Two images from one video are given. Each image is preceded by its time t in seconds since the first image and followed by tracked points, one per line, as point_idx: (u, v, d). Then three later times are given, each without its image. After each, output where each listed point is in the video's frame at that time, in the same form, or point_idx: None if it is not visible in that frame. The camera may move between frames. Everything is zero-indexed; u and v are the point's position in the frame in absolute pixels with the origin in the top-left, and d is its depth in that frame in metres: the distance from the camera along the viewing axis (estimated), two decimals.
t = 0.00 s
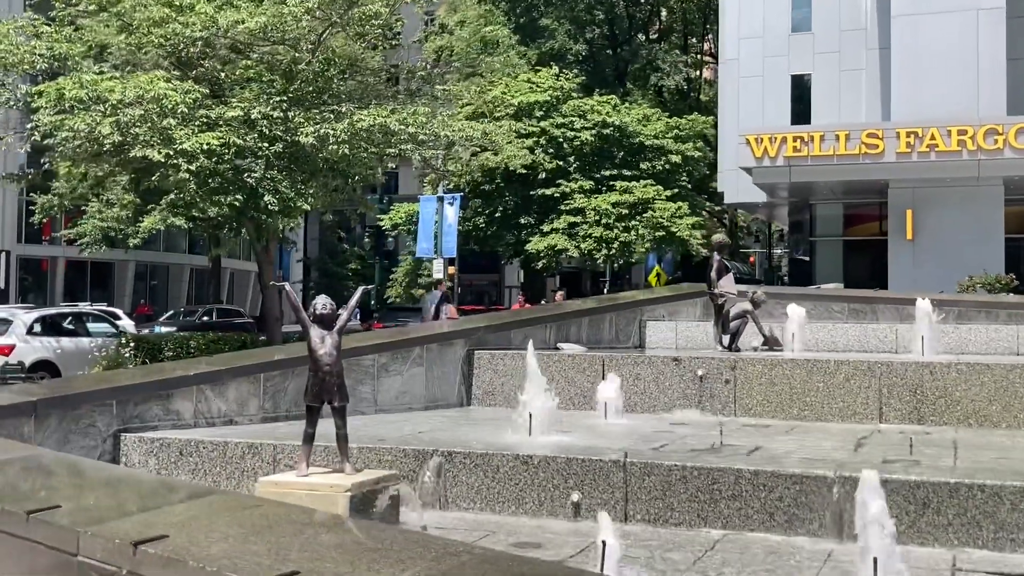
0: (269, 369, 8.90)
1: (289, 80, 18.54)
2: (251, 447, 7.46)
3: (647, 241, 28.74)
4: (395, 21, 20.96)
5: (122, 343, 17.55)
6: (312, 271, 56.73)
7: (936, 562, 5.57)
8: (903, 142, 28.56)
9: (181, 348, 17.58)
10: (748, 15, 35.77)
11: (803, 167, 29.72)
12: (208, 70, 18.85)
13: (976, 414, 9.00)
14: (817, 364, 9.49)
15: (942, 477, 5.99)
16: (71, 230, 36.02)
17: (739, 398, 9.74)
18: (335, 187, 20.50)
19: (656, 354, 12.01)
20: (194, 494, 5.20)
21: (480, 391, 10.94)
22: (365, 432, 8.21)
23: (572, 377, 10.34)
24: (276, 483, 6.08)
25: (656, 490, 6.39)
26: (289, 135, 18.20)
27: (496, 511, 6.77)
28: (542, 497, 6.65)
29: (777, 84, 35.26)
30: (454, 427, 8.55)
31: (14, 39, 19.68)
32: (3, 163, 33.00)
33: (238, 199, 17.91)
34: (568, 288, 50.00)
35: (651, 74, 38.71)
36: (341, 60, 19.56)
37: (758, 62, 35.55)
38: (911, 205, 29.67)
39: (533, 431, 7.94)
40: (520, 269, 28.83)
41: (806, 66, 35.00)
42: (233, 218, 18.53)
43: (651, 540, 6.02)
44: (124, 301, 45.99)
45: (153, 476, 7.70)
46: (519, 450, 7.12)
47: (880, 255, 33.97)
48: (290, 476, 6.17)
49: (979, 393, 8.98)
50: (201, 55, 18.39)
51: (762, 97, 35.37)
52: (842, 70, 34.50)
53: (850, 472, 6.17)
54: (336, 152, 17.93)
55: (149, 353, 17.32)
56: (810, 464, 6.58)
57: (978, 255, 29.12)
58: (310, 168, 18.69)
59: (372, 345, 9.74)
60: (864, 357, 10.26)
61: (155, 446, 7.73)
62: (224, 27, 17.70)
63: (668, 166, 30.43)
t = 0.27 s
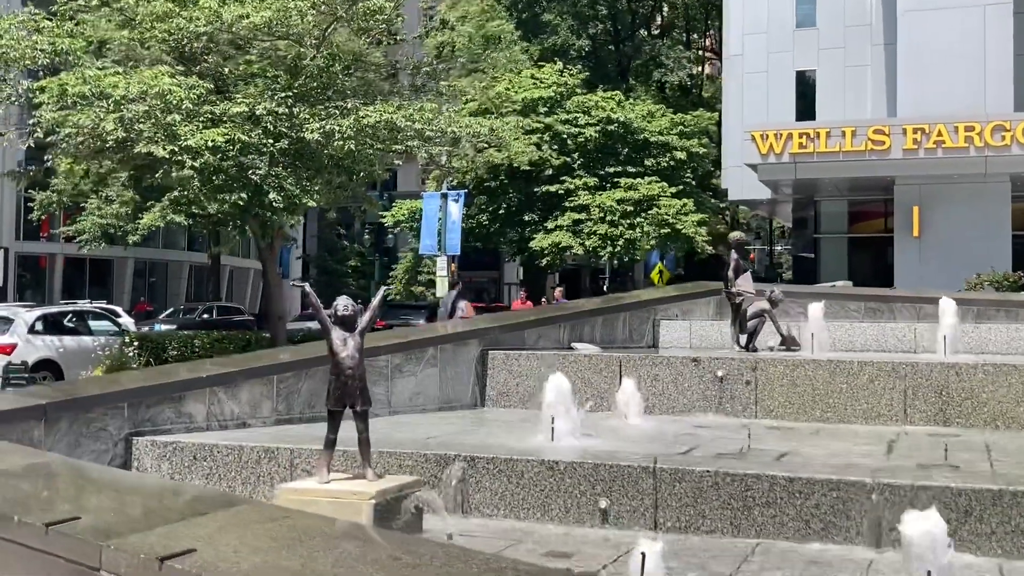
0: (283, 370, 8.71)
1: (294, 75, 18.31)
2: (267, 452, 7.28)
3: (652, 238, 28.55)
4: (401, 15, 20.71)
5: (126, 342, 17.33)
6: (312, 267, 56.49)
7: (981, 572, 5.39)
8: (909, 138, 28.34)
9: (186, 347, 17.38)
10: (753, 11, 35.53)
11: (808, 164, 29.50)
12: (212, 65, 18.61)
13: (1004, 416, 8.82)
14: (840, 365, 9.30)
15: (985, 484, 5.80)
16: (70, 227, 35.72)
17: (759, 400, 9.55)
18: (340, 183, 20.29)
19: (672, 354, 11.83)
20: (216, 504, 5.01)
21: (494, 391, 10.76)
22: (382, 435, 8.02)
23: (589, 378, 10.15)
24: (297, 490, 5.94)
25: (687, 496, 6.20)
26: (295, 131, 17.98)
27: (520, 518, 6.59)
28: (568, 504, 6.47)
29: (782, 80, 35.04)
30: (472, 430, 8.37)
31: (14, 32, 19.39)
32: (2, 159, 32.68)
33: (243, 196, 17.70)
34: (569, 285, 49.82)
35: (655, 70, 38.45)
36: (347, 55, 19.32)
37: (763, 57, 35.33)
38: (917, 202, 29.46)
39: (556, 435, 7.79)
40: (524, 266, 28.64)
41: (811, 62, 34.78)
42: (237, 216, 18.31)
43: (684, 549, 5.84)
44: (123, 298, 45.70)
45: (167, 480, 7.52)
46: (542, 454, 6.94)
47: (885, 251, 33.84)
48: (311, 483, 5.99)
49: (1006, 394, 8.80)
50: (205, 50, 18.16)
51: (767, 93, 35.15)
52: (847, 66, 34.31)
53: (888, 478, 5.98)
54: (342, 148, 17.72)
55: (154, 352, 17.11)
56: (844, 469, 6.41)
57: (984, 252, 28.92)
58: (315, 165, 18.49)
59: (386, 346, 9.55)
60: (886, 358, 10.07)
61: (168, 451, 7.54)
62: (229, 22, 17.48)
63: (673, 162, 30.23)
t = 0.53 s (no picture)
0: (299, 365, 8.56)
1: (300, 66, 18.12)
2: (287, 447, 7.13)
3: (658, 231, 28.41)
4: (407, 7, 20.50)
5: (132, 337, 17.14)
6: (312, 262, 56.28)
7: None
8: (916, 132, 28.11)
9: (192, 342, 17.21)
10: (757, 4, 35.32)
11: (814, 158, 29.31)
12: (217, 57, 18.42)
13: None
14: (865, 359, 9.14)
15: None
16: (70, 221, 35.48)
17: (782, 395, 9.39)
18: (346, 176, 20.11)
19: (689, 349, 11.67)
20: (246, 501, 4.86)
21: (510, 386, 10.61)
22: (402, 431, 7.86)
23: (607, 373, 10.00)
24: (323, 486, 5.78)
25: (722, 493, 6.05)
26: (301, 124, 17.80)
27: (549, 517, 6.42)
28: (599, 501, 6.31)
29: (787, 74, 34.85)
30: (493, 426, 8.21)
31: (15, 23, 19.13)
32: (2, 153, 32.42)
33: (250, 189, 17.53)
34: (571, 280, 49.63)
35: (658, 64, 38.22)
36: (352, 47, 19.14)
37: (767, 51, 35.13)
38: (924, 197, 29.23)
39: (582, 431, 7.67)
40: (529, 261, 28.49)
41: (815, 55, 34.58)
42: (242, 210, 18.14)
43: (720, 547, 5.70)
44: (123, 293, 45.46)
45: (184, 477, 7.37)
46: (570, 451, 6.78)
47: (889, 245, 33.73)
48: (337, 480, 5.84)
49: None
50: (210, 42, 17.98)
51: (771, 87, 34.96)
52: (852, 60, 34.11)
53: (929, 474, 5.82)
54: (349, 140, 17.55)
55: (160, 347, 16.93)
56: (881, 464, 6.24)
57: (992, 247, 28.75)
58: (322, 157, 18.31)
59: (402, 340, 9.39)
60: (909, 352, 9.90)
61: (185, 446, 7.38)
62: (235, 13, 17.30)
63: (678, 156, 30.06)
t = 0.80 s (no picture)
0: (320, 359, 8.43)
1: (308, 58, 17.95)
2: (313, 443, 7.01)
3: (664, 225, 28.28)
4: None
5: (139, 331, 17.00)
6: (313, 255, 56.06)
7: None
8: (924, 124, 27.93)
9: (200, 336, 17.08)
10: None
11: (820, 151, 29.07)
12: (225, 49, 18.25)
13: None
14: (893, 353, 9.00)
15: None
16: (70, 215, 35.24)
17: (807, 390, 9.27)
18: (354, 169, 19.95)
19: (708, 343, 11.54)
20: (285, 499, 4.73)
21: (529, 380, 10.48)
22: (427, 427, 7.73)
23: (629, 367, 9.88)
24: (356, 483, 5.64)
25: (763, 490, 5.92)
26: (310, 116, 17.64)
27: (583, 514, 6.29)
28: (634, 498, 6.17)
29: (792, 66, 34.64)
30: (518, 422, 8.10)
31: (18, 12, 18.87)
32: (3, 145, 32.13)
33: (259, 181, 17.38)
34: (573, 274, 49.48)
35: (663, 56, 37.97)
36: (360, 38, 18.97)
37: (773, 43, 34.92)
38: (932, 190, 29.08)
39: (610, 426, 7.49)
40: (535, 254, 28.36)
41: (821, 48, 34.39)
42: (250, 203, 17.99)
43: (764, 545, 5.58)
44: (123, 287, 45.22)
45: (208, 473, 7.25)
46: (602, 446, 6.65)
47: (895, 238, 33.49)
48: (370, 477, 5.70)
49: None
50: (217, 32, 17.81)
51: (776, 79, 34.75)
52: (858, 52, 33.92)
53: (975, 471, 5.70)
54: (359, 132, 17.40)
55: (168, 341, 16.80)
56: (923, 461, 6.13)
57: (1001, 239, 28.57)
58: (330, 150, 18.16)
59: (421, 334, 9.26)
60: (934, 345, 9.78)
61: (209, 442, 7.26)
62: (244, 3, 17.13)
63: (684, 150, 29.92)
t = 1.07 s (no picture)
0: (339, 354, 8.30)
1: (314, 49, 17.74)
2: (336, 440, 6.88)
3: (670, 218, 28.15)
4: None
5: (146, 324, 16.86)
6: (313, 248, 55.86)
7: None
8: (930, 117, 27.49)
9: (208, 330, 16.94)
10: None
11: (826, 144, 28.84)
12: (230, 39, 18.06)
13: None
14: (919, 349, 8.85)
15: None
16: (70, 208, 34.96)
17: (831, 386, 9.12)
18: (361, 161, 19.79)
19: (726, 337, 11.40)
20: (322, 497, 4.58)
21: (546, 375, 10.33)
22: (449, 424, 7.60)
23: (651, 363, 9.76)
24: (387, 483, 5.50)
25: (801, 490, 5.77)
26: (317, 107, 17.45)
27: (615, 514, 6.14)
28: (668, 499, 6.02)
29: (797, 59, 34.42)
30: (541, 418, 7.97)
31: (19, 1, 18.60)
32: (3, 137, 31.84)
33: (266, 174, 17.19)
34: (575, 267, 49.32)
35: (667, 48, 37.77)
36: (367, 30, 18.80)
37: (777, 36, 34.70)
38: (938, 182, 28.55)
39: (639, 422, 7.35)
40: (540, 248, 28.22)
41: (826, 40, 34.16)
42: (255, 195, 17.82)
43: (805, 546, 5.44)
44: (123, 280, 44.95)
45: (228, 471, 7.12)
46: (632, 444, 6.53)
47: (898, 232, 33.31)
48: (400, 475, 5.57)
49: None
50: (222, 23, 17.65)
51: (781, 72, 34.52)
52: (863, 44, 33.72)
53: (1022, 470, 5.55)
54: (367, 124, 17.24)
55: (175, 336, 16.68)
56: (963, 459, 5.98)
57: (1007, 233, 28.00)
58: (337, 142, 17.97)
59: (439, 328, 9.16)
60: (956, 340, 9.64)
61: (227, 439, 7.12)
62: None
63: (689, 142, 29.75)
